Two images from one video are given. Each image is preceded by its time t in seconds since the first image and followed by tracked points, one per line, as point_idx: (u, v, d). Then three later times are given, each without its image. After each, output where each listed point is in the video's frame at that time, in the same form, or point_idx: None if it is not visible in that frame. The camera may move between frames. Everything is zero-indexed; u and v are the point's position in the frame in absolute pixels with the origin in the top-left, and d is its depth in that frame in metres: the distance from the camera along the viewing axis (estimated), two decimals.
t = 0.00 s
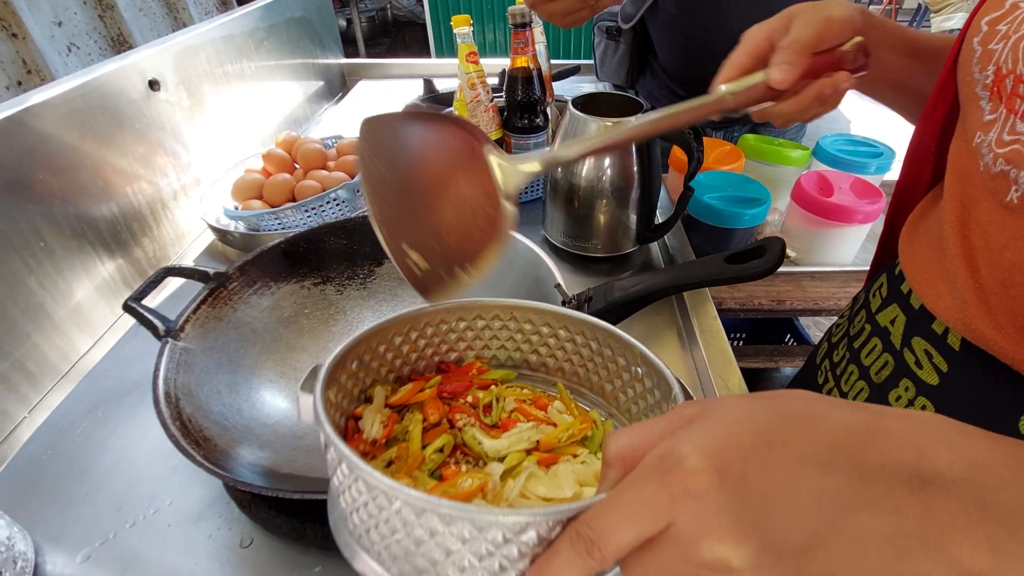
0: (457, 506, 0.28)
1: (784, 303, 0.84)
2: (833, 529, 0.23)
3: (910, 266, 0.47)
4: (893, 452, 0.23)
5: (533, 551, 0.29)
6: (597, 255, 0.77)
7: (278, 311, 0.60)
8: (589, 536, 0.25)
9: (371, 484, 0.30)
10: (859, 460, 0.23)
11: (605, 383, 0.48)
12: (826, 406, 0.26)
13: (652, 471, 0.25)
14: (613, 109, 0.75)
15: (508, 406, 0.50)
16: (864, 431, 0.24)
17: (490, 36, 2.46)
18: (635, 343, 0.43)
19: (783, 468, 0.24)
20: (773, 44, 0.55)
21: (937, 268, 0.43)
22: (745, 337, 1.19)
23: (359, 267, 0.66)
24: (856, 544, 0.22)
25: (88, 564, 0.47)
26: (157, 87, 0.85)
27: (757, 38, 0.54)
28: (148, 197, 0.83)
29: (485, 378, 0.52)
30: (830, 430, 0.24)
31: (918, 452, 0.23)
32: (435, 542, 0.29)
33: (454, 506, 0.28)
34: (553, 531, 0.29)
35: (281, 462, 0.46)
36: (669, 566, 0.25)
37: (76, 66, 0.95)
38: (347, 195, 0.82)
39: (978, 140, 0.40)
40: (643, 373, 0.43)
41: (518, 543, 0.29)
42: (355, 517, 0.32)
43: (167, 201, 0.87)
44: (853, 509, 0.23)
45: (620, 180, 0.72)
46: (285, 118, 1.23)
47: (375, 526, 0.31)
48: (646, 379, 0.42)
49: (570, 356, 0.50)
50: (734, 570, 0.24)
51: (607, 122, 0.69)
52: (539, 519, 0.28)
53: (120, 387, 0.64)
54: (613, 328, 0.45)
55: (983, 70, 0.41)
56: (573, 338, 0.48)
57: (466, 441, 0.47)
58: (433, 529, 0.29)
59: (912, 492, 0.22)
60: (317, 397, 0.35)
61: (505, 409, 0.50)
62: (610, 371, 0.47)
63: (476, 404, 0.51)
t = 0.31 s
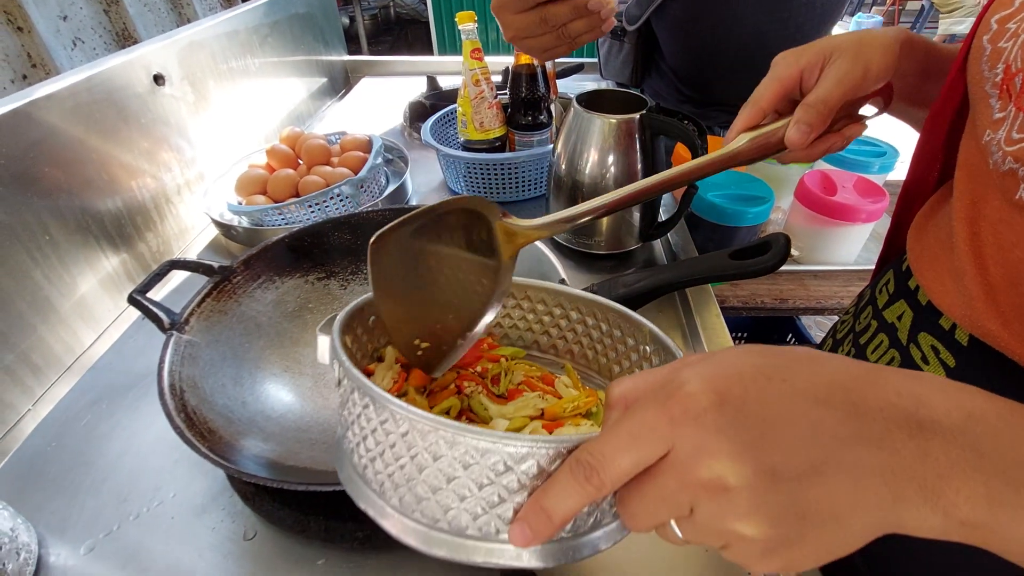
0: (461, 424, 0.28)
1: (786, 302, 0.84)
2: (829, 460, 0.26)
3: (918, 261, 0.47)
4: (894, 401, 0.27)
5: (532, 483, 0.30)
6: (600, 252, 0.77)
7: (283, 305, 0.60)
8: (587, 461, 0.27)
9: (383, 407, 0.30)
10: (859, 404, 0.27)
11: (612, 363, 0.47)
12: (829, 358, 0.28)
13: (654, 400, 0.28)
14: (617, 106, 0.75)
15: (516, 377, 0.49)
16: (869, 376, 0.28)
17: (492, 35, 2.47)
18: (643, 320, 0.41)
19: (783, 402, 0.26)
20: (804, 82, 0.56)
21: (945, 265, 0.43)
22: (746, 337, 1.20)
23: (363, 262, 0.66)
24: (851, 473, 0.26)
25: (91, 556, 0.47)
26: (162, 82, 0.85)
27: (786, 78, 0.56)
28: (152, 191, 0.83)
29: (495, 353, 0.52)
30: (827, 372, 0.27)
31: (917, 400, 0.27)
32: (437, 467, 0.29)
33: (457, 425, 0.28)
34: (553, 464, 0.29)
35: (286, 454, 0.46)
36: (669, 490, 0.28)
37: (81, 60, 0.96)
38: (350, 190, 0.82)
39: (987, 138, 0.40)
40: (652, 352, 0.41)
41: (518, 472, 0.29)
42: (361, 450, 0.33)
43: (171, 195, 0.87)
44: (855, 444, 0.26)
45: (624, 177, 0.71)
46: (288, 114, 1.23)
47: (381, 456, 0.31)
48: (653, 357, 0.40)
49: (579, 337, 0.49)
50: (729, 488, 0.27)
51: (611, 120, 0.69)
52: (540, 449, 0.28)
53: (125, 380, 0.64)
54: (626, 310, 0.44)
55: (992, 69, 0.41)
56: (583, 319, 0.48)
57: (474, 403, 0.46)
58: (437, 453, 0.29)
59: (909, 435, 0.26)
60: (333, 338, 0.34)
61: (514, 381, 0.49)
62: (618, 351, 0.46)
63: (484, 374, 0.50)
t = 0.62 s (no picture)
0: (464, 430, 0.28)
1: (786, 305, 0.85)
2: (808, 468, 0.27)
3: (915, 272, 0.47)
4: (872, 409, 0.28)
5: (532, 486, 0.30)
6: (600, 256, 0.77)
7: (285, 309, 0.61)
8: (584, 467, 0.28)
9: (393, 414, 0.30)
10: (836, 410, 0.27)
11: (616, 367, 0.46)
12: (806, 368, 0.29)
13: (644, 410, 0.29)
14: (617, 110, 0.75)
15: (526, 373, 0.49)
16: (842, 390, 0.28)
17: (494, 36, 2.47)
18: (645, 325, 0.40)
19: (764, 409, 0.28)
20: (797, 127, 0.57)
21: (942, 276, 0.44)
22: (746, 338, 1.21)
23: (365, 266, 0.67)
24: (825, 476, 0.27)
25: (97, 557, 0.48)
26: (165, 86, 0.86)
27: (779, 123, 0.56)
28: (155, 195, 0.84)
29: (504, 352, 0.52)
30: (808, 385, 0.28)
31: (894, 410, 0.27)
32: (444, 470, 0.30)
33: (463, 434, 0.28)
34: (552, 468, 0.30)
35: (288, 458, 0.47)
36: (658, 495, 0.29)
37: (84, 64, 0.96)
38: (351, 194, 0.82)
39: (982, 151, 0.40)
40: (653, 357, 0.40)
41: (518, 476, 0.30)
42: (375, 453, 0.33)
43: (174, 198, 0.87)
44: (829, 450, 0.27)
45: (624, 181, 0.72)
46: (290, 117, 1.24)
47: (393, 459, 0.32)
48: (654, 362, 0.40)
49: (584, 341, 0.48)
50: (714, 494, 0.28)
51: (612, 124, 0.69)
52: (540, 454, 0.29)
53: (129, 383, 0.65)
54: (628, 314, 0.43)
55: (985, 82, 0.42)
56: (587, 323, 0.47)
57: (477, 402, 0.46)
58: (445, 457, 0.30)
59: (885, 443, 0.27)
60: (347, 347, 0.33)
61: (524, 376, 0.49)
62: (622, 356, 0.45)
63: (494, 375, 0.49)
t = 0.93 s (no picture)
0: (458, 418, 0.29)
1: (785, 304, 0.85)
2: (795, 453, 0.27)
3: (913, 273, 0.48)
4: (858, 398, 0.28)
5: (526, 471, 0.31)
6: (601, 255, 0.78)
7: (288, 308, 0.61)
8: (577, 452, 0.28)
9: (392, 402, 0.30)
10: (824, 401, 0.28)
11: (610, 361, 0.45)
12: (797, 360, 0.30)
13: (637, 398, 0.29)
14: (617, 111, 0.76)
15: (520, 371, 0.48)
16: (836, 376, 0.29)
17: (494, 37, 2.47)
18: (639, 319, 0.41)
19: (755, 400, 0.28)
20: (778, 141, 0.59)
21: (940, 276, 0.44)
22: (745, 338, 1.21)
23: (366, 265, 0.67)
24: (815, 466, 0.27)
25: (103, 553, 0.48)
26: (168, 86, 0.87)
27: (760, 142, 0.58)
28: (159, 195, 0.84)
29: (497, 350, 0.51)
30: (798, 376, 0.29)
31: (881, 399, 0.28)
32: (440, 457, 0.31)
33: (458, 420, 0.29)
34: (545, 455, 0.30)
35: (291, 455, 0.47)
36: (648, 480, 0.29)
37: (88, 65, 0.97)
38: (353, 194, 0.83)
39: (979, 154, 0.41)
40: (647, 350, 0.40)
41: (512, 462, 0.30)
42: (372, 442, 0.34)
43: (177, 198, 0.88)
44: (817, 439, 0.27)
45: (624, 181, 0.72)
46: (292, 117, 1.24)
47: (390, 446, 0.32)
48: (648, 356, 0.40)
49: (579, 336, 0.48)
50: (700, 477, 0.28)
51: (612, 124, 0.69)
52: (533, 441, 0.29)
53: (133, 381, 0.66)
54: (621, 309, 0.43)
55: (982, 86, 0.42)
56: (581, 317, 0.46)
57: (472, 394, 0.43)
58: (440, 444, 0.30)
59: (874, 431, 0.28)
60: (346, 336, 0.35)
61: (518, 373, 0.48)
62: (617, 349, 0.44)
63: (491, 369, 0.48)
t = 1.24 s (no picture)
0: (458, 443, 0.29)
1: (784, 305, 0.86)
2: (792, 470, 0.28)
3: (906, 271, 0.48)
4: (851, 411, 0.29)
5: (527, 490, 0.31)
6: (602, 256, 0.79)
7: (292, 309, 0.62)
8: (576, 471, 0.29)
9: (389, 428, 0.31)
10: (820, 413, 0.28)
11: (607, 365, 0.47)
12: (793, 371, 0.30)
13: (633, 417, 0.30)
14: (617, 113, 0.76)
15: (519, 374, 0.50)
16: (832, 388, 0.29)
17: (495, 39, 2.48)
18: (634, 325, 0.41)
19: (753, 415, 0.29)
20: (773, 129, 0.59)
21: (931, 272, 0.45)
22: (746, 339, 1.22)
23: (369, 267, 0.68)
24: (811, 476, 0.28)
25: (111, 550, 0.49)
26: (173, 90, 0.87)
27: (755, 133, 0.59)
28: (164, 197, 0.85)
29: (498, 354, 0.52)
30: (794, 385, 0.29)
31: (875, 410, 0.29)
32: (440, 479, 0.31)
33: (456, 443, 0.29)
34: (546, 474, 0.31)
35: (297, 454, 0.48)
36: (648, 498, 0.30)
37: (94, 68, 0.98)
38: (356, 196, 0.83)
39: (972, 152, 0.41)
40: (642, 356, 0.41)
41: (514, 482, 0.31)
42: (371, 464, 0.35)
43: (182, 200, 0.89)
44: (813, 451, 0.28)
45: (624, 182, 0.73)
46: (295, 119, 1.25)
47: (388, 469, 0.33)
48: (644, 362, 0.41)
49: (575, 342, 0.49)
50: (701, 498, 0.29)
51: (612, 126, 0.70)
52: (533, 461, 0.30)
53: (139, 382, 0.66)
54: (616, 313, 0.44)
55: (976, 86, 0.43)
56: (577, 322, 0.48)
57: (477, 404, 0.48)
58: (440, 467, 0.31)
59: (868, 442, 0.28)
60: (341, 358, 0.36)
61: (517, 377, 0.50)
62: (612, 355, 0.45)
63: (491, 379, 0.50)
